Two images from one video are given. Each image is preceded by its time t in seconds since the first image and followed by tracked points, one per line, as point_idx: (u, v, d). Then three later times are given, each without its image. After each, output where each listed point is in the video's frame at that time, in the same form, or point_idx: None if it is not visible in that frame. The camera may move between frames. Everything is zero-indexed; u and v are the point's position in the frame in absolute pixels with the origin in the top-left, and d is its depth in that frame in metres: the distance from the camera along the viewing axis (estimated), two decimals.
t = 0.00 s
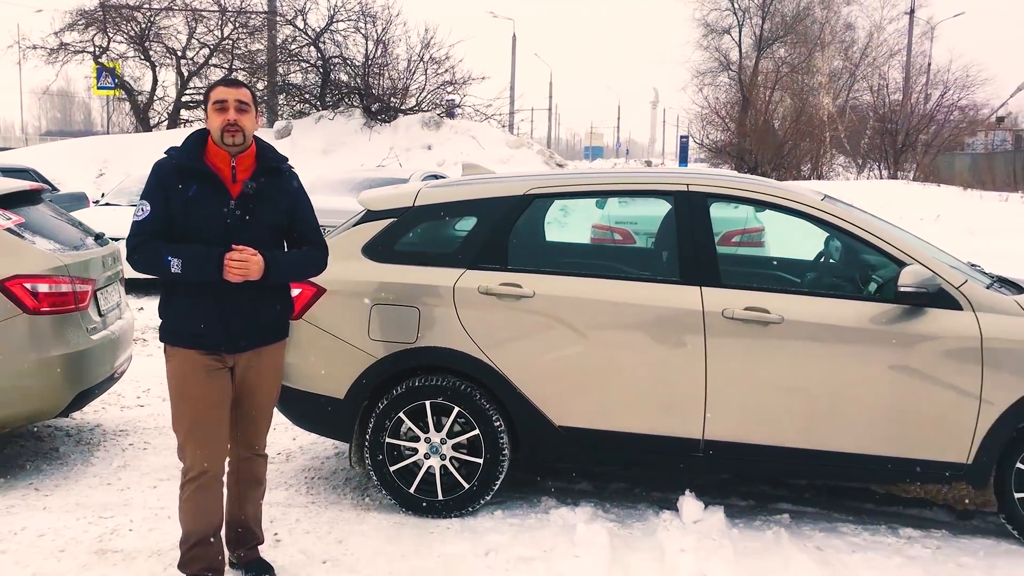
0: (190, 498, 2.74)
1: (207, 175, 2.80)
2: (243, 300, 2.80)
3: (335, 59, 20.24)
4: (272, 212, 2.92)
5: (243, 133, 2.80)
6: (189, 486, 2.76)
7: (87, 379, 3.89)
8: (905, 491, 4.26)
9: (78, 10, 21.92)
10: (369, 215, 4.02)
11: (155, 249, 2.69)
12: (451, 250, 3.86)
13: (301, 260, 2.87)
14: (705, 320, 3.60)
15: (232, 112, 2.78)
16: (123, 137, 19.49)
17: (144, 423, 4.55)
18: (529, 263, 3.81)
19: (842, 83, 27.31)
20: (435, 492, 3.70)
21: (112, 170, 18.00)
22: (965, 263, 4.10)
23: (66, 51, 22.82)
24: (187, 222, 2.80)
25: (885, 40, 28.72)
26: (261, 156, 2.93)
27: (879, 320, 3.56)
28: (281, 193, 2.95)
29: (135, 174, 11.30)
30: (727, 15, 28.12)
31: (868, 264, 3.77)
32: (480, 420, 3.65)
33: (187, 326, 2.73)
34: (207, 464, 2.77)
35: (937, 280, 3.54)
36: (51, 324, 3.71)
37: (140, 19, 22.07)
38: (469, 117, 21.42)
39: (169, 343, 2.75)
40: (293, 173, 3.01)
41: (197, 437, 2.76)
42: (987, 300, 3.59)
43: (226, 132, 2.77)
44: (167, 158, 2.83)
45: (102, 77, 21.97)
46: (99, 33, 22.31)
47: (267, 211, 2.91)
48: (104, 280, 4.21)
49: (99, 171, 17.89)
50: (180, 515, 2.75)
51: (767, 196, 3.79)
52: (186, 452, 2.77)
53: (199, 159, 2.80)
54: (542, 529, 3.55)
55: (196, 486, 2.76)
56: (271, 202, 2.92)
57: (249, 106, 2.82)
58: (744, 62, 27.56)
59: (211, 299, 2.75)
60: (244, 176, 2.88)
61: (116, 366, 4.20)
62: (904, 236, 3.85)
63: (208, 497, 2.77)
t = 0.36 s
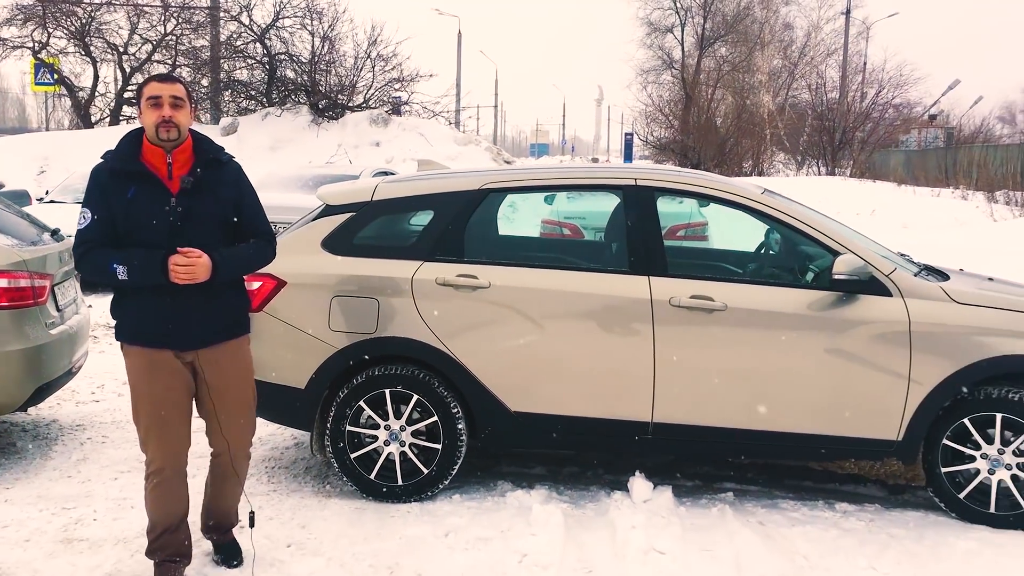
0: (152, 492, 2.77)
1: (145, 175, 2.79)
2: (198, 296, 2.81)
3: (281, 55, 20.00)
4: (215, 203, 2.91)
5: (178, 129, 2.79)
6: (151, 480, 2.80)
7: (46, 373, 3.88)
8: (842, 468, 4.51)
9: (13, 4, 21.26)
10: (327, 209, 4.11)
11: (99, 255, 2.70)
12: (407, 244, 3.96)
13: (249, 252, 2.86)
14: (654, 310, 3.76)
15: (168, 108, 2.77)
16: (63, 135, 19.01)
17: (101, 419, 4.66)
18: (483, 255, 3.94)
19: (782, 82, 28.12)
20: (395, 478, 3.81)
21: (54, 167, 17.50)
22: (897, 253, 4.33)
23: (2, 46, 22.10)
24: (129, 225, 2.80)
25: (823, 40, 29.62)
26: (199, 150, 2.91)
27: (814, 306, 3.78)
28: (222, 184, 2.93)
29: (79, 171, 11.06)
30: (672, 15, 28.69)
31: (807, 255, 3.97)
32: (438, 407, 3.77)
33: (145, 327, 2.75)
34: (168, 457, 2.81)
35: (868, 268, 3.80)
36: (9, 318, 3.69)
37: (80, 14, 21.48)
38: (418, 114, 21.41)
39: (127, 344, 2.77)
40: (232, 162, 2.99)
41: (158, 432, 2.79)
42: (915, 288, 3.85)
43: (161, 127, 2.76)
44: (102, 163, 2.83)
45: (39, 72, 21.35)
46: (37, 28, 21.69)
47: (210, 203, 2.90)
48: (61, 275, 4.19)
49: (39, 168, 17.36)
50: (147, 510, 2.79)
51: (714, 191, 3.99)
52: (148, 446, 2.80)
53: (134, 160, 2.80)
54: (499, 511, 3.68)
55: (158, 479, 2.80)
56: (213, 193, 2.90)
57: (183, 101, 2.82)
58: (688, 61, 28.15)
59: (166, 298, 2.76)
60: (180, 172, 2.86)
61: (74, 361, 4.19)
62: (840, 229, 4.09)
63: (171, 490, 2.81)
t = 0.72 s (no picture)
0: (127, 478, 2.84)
1: (116, 167, 2.81)
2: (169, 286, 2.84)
3: (250, 51, 19.71)
4: (187, 193, 2.89)
5: (161, 128, 2.81)
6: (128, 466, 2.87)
7: (19, 366, 3.89)
8: (802, 450, 4.68)
9: None
10: (298, 202, 4.17)
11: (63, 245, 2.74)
12: (378, 236, 4.03)
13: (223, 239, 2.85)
14: (619, 298, 3.86)
15: (158, 106, 2.78)
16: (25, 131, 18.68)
17: (72, 412, 4.69)
18: (453, 247, 4.02)
19: (749, 79, 28.52)
20: (367, 465, 3.88)
21: (16, 165, 17.22)
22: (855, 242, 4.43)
23: None
24: (99, 215, 2.81)
25: (789, 36, 30.04)
26: (174, 143, 2.92)
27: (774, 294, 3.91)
28: (195, 174, 2.91)
29: (46, 167, 10.93)
30: (641, 12, 28.90)
31: (769, 246, 4.10)
32: (409, 395, 3.85)
33: (118, 318, 2.81)
34: (143, 444, 2.87)
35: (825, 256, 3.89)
36: None
37: (44, 9, 21.08)
38: (387, 110, 21.35)
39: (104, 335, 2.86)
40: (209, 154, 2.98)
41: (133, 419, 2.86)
42: (871, 275, 3.94)
43: (145, 123, 2.77)
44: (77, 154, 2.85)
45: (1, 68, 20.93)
46: None
47: (182, 193, 2.88)
48: (32, 269, 4.20)
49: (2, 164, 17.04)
50: (124, 495, 2.86)
51: (683, 183, 4.09)
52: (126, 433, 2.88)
53: (107, 151, 2.82)
54: (469, 497, 3.77)
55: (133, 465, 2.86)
56: (184, 183, 2.89)
57: (175, 103, 2.83)
58: (657, 57, 28.38)
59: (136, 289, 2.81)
60: (153, 164, 2.86)
61: (46, 354, 4.20)
62: (801, 220, 4.18)
63: (144, 477, 2.86)
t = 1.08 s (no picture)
0: (112, 456, 2.91)
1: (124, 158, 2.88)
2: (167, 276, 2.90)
3: (232, 46, 19.75)
4: (192, 188, 2.97)
5: (163, 120, 2.87)
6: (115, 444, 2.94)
7: None
8: (767, 434, 4.80)
9: None
10: (273, 192, 4.25)
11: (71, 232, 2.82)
12: (353, 227, 4.13)
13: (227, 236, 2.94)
14: (588, 285, 3.95)
15: (154, 100, 2.84)
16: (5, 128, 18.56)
17: (51, 402, 4.76)
18: (424, 237, 4.11)
19: (732, 74, 28.70)
20: (341, 451, 3.98)
21: None
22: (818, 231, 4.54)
23: None
24: (107, 204, 2.89)
25: (773, 32, 30.21)
26: (182, 138, 2.99)
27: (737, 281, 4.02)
28: (200, 170, 2.99)
29: (26, 162, 10.91)
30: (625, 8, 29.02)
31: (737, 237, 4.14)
32: (382, 382, 3.95)
33: (114, 303, 2.88)
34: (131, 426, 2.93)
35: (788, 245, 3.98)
36: None
37: (25, 5, 20.94)
38: (371, 105, 21.35)
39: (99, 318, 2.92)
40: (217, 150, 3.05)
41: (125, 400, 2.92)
42: (832, 263, 4.04)
43: (146, 118, 2.84)
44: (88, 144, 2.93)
45: None
46: None
47: (187, 187, 2.96)
48: (10, 259, 4.25)
49: None
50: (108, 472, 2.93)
51: (659, 177, 4.19)
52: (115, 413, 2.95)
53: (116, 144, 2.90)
54: (441, 480, 3.87)
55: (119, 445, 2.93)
56: (191, 178, 2.97)
57: (171, 93, 2.89)
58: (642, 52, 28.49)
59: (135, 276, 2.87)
60: (160, 158, 2.93)
61: (25, 344, 4.26)
62: (770, 211, 4.28)
63: (129, 457, 2.93)
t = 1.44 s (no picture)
0: (110, 442, 2.96)
1: (140, 156, 2.98)
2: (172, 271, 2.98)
3: (222, 43, 19.75)
4: (202, 189, 3.06)
5: (179, 121, 2.97)
6: (112, 431, 2.99)
7: None
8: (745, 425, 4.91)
9: None
10: (260, 186, 4.33)
11: (88, 225, 2.94)
12: (337, 221, 4.20)
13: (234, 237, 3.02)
14: (566, 278, 4.04)
15: (169, 102, 2.93)
16: None
17: (40, 395, 4.83)
18: (407, 230, 4.19)
19: (723, 72, 28.83)
20: (325, 441, 4.06)
21: None
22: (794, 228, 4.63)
23: None
24: (120, 198, 3.00)
25: (764, 31, 30.36)
26: (197, 138, 3.07)
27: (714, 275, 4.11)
28: (211, 172, 3.08)
29: (17, 159, 10.93)
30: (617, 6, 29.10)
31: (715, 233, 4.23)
32: (366, 373, 4.04)
33: (123, 295, 2.96)
34: (130, 416, 2.99)
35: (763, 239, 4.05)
36: None
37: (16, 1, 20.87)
38: (362, 103, 21.38)
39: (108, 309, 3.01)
40: (230, 152, 3.13)
41: (126, 390, 2.98)
42: (806, 257, 4.11)
43: (162, 120, 2.93)
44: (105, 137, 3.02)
45: None
46: None
47: (198, 189, 3.05)
48: None
49: None
50: (102, 458, 2.98)
51: (644, 175, 4.26)
52: (115, 402, 3.01)
53: (132, 140, 2.98)
54: (423, 470, 3.96)
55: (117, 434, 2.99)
56: (203, 180, 3.06)
57: (186, 94, 2.97)
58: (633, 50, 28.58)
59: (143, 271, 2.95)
60: (175, 158, 3.03)
61: (14, 337, 4.32)
62: (748, 209, 4.37)
63: (124, 447, 2.99)
